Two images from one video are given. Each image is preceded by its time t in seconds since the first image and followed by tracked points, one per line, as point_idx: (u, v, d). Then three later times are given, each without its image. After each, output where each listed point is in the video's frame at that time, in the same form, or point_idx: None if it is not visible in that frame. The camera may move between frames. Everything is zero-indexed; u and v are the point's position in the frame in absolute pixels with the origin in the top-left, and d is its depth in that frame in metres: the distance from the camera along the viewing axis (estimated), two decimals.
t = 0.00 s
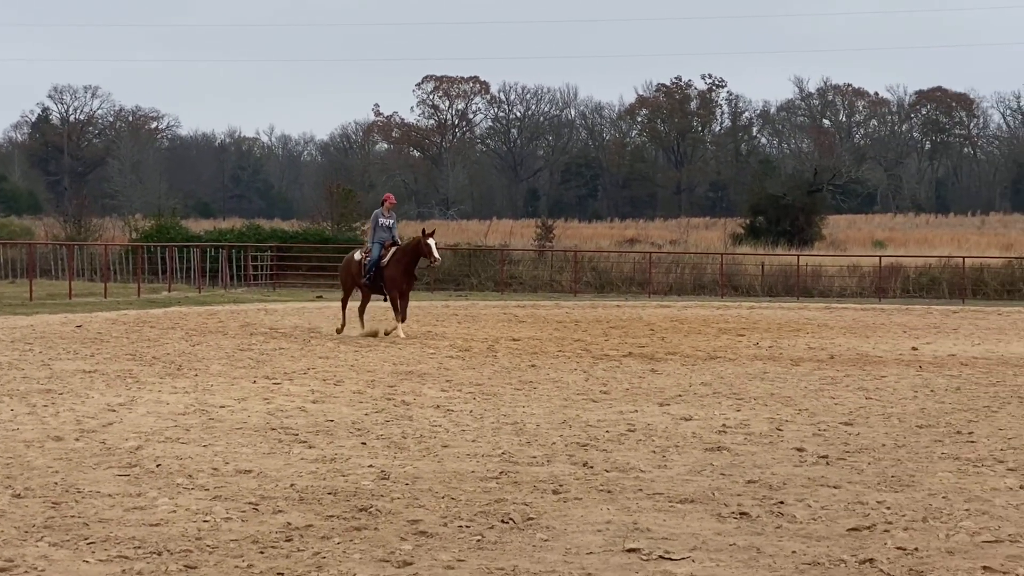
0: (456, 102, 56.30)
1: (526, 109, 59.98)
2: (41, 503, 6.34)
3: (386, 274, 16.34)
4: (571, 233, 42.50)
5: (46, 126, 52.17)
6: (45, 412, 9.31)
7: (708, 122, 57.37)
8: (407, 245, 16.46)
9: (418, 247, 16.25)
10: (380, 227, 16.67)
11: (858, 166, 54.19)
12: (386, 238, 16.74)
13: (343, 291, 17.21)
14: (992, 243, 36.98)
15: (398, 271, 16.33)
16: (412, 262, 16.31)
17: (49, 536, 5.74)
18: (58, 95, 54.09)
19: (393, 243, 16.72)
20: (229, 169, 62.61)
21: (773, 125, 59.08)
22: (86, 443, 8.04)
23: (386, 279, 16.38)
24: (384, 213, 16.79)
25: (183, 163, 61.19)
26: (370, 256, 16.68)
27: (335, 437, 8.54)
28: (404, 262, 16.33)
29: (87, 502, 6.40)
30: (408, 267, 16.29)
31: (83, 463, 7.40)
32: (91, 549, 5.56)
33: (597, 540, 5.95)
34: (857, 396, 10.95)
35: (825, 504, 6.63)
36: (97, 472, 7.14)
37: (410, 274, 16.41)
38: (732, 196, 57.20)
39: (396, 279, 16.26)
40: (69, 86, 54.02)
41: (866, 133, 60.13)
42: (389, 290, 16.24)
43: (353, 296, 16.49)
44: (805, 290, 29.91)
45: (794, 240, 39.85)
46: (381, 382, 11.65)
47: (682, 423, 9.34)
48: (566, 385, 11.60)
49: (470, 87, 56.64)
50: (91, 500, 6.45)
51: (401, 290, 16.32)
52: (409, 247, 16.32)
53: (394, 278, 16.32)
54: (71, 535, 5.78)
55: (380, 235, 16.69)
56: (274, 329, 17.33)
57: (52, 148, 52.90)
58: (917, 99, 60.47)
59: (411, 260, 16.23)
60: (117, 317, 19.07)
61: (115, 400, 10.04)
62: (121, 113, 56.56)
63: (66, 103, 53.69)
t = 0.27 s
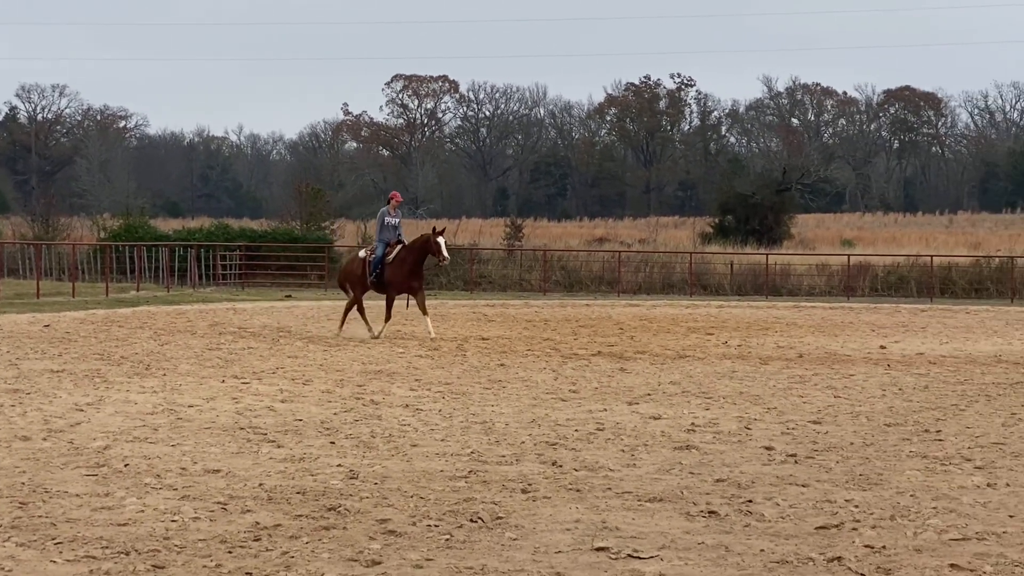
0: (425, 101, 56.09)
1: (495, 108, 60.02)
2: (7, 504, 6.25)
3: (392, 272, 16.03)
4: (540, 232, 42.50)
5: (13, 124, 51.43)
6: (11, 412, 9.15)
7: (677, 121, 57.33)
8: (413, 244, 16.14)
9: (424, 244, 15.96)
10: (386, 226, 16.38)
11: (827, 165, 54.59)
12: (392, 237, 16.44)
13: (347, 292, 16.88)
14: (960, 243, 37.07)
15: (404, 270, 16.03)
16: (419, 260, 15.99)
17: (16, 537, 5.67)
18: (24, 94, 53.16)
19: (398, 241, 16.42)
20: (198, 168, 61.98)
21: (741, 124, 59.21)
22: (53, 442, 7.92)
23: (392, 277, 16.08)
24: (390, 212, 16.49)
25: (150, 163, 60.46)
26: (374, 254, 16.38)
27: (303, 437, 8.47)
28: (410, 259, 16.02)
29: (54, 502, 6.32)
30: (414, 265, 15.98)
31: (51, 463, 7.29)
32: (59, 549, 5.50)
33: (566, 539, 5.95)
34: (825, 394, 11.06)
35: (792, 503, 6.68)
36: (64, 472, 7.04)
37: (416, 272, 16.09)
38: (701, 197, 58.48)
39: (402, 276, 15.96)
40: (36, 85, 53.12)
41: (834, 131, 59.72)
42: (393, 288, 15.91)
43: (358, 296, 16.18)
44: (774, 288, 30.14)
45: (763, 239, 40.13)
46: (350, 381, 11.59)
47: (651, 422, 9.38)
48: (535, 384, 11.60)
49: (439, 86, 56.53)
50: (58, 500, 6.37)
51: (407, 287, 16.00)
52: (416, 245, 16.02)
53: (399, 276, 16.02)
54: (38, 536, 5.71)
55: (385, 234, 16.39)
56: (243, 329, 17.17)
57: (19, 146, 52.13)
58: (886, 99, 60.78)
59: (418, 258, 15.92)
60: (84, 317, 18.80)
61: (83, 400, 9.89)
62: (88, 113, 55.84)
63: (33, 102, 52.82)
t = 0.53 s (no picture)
0: (390, 100, 55.93)
1: (461, 107, 60.02)
2: None
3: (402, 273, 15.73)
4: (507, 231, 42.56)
5: None
6: None
7: (643, 120, 57.65)
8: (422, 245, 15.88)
9: (435, 246, 15.72)
10: (393, 226, 15.97)
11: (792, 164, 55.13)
12: (398, 237, 16.09)
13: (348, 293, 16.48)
14: (924, 242, 37.40)
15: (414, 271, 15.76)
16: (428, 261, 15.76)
17: None
18: None
19: (406, 242, 16.11)
20: (163, 167, 61.33)
21: (707, 124, 59.38)
22: (17, 443, 7.79)
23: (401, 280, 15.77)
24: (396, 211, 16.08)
25: (114, 162, 59.70)
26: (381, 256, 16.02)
27: (269, 436, 8.39)
28: (421, 262, 15.77)
29: (18, 503, 6.23)
30: (425, 267, 15.75)
31: (14, 464, 7.18)
32: (22, 550, 5.43)
33: (532, 538, 5.94)
34: (790, 393, 11.16)
35: (758, 502, 6.72)
36: (28, 472, 6.92)
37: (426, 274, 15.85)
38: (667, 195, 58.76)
39: (413, 279, 15.67)
40: None
41: (800, 131, 60.64)
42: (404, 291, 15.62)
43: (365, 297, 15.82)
44: (740, 288, 30.33)
45: (729, 238, 40.44)
46: (315, 380, 11.51)
47: (616, 420, 9.42)
48: (501, 383, 11.61)
49: (405, 85, 56.35)
50: (22, 501, 6.28)
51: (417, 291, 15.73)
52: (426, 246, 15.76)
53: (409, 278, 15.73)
54: (2, 537, 5.62)
55: (393, 234, 16.02)
56: (208, 328, 16.99)
57: None
58: (850, 98, 61.53)
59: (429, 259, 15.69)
60: (48, 317, 18.51)
61: (46, 400, 9.73)
62: (52, 112, 55.03)
63: None
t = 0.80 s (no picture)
0: (354, 100, 55.64)
1: (425, 106, 59.94)
2: None
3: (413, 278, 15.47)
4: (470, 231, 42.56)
5: None
6: None
7: (606, 120, 57.91)
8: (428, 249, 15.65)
9: (444, 249, 15.49)
10: (397, 232, 15.61)
11: (755, 165, 55.67)
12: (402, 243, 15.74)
13: (350, 299, 16.09)
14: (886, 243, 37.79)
15: (423, 275, 15.53)
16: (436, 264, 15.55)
17: None
18: None
19: (409, 246, 15.80)
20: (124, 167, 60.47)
21: (670, 123, 59.63)
22: None
23: (411, 285, 15.54)
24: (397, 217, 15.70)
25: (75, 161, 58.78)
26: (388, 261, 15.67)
27: (231, 436, 8.30)
28: (429, 266, 15.54)
29: None
30: (434, 270, 15.53)
31: None
32: None
33: (495, 538, 5.93)
34: (752, 392, 11.26)
35: (720, 501, 6.77)
36: None
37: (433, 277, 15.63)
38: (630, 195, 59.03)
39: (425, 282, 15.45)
40: None
41: (763, 131, 61.31)
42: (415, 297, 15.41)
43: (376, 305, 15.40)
44: (703, 287, 30.43)
45: (692, 238, 40.72)
46: (278, 380, 11.39)
47: (579, 420, 9.44)
48: (464, 383, 11.58)
49: (368, 85, 56.05)
50: None
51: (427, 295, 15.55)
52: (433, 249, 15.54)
53: (420, 283, 15.49)
54: None
55: (396, 241, 15.65)
56: (170, 328, 16.76)
57: None
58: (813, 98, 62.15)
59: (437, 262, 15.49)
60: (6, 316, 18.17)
61: (5, 400, 9.54)
62: (12, 110, 53.99)
63: None
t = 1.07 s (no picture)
0: (314, 99, 55.21)
1: (385, 106, 59.84)
2: None
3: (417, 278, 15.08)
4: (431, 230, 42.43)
5: None
6: None
7: (566, 120, 58.20)
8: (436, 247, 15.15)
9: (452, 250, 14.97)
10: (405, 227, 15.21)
11: (714, 164, 56.25)
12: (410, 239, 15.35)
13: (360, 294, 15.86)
14: (846, 242, 38.20)
15: (429, 275, 15.09)
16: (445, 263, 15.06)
17: None
18: None
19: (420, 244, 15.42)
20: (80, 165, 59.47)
21: (630, 123, 59.88)
22: None
23: (416, 284, 15.15)
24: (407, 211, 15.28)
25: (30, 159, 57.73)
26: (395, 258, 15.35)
27: (190, 436, 8.19)
28: (436, 266, 15.08)
29: None
30: (440, 270, 15.06)
31: None
32: None
33: (453, 537, 5.91)
34: (711, 392, 11.34)
35: (679, 500, 6.81)
36: None
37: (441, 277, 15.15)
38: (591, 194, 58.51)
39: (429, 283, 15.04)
40: None
41: (722, 130, 62.19)
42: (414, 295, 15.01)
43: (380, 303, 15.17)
44: (663, 287, 30.59)
45: (652, 237, 40.96)
46: (237, 380, 11.26)
47: (538, 420, 9.44)
48: (424, 383, 11.54)
49: (328, 84, 55.66)
50: None
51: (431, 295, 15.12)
52: (442, 248, 15.03)
53: (424, 283, 15.09)
54: None
55: (404, 236, 15.27)
56: (128, 327, 16.47)
57: None
58: (773, 98, 63.41)
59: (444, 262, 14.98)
60: None
61: None
62: None
63: None
